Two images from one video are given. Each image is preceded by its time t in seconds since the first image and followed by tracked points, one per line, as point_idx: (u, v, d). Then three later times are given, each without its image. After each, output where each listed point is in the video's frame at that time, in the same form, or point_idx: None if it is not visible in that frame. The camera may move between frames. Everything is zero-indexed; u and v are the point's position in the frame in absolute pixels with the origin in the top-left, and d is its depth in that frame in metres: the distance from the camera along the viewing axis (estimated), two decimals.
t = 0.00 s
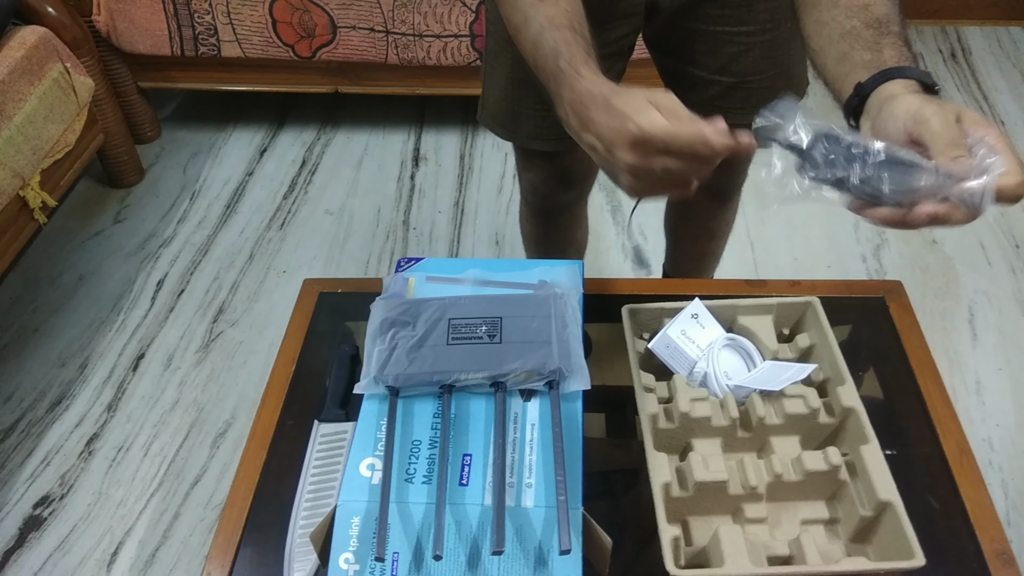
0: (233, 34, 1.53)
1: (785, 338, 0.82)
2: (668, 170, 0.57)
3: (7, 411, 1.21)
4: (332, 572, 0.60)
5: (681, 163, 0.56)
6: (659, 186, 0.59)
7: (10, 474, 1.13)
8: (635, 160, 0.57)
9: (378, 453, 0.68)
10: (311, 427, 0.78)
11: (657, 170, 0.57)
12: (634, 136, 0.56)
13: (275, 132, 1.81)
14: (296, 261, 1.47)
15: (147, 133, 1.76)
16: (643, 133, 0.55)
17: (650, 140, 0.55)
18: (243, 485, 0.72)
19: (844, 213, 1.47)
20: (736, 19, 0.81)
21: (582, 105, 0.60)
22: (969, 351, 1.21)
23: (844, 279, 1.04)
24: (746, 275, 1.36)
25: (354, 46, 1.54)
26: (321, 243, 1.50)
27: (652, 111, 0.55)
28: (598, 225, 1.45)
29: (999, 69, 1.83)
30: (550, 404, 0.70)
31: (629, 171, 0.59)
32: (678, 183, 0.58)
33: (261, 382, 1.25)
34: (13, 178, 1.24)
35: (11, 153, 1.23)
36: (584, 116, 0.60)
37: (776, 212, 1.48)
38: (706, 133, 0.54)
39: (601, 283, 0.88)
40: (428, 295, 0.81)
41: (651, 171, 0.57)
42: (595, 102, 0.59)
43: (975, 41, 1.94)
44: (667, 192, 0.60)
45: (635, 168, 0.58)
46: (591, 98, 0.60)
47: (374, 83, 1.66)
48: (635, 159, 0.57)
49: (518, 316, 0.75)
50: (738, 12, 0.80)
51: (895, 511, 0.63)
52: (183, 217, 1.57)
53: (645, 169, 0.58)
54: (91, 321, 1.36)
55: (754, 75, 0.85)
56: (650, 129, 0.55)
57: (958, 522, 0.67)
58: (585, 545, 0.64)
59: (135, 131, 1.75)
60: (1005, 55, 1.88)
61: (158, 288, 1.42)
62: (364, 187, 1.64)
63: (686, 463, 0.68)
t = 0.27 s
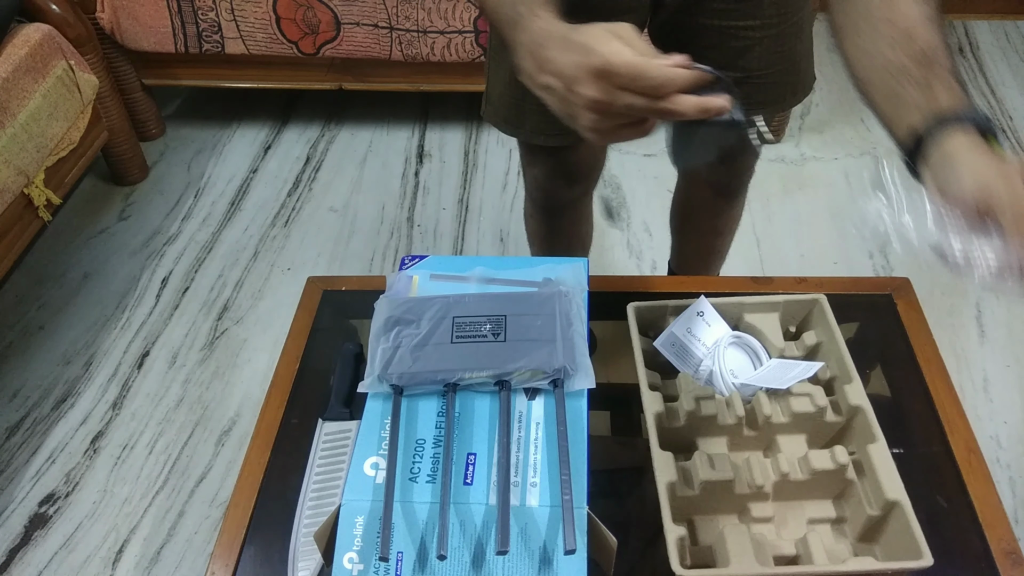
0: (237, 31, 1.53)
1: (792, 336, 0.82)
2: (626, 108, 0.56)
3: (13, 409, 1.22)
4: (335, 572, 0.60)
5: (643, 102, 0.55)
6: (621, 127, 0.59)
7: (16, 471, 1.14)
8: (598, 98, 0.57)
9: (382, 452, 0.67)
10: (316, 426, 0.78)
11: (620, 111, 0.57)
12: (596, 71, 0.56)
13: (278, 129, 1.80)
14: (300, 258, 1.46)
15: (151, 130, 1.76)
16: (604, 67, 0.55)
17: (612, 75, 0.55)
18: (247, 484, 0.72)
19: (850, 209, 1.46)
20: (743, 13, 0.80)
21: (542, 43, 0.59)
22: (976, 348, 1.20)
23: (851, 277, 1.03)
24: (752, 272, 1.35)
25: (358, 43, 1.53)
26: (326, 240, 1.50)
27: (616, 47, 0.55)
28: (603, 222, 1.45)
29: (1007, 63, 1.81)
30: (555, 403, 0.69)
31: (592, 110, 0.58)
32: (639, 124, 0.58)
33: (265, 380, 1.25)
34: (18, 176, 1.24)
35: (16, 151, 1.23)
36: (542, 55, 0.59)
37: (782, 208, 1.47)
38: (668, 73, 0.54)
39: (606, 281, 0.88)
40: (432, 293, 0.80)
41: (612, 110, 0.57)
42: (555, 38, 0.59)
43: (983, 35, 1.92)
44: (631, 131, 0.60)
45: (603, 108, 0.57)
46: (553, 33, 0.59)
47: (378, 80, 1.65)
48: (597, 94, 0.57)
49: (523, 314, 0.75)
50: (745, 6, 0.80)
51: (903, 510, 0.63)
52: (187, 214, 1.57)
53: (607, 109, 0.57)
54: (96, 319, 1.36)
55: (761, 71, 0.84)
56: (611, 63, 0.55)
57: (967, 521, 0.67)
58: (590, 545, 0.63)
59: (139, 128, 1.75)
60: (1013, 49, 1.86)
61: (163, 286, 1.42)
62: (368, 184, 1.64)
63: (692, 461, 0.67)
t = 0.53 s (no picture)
0: (236, 27, 1.52)
1: (793, 334, 0.81)
2: (575, 120, 0.55)
3: (13, 407, 1.22)
4: (335, 571, 0.60)
5: (595, 117, 0.53)
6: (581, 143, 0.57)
7: (16, 469, 1.13)
8: (556, 111, 0.55)
9: (382, 451, 0.67)
10: (315, 425, 0.77)
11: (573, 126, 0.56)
12: (550, 76, 0.54)
13: (278, 126, 1.80)
14: (300, 256, 1.46)
15: (150, 128, 1.76)
16: (556, 75, 0.54)
17: (562, 82, 0.54)
18: (246, 483, 0.72)
19: (851, 207, 1.45)
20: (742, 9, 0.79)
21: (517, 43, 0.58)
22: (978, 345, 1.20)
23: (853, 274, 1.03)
24: (753, 269, 1.35)
25: (358, 39, 1.53)
26: (325, 238, 1.50)
27: (575, 56, 0.53)
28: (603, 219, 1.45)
29: (1009, 59, 1.80)
30: (555, 401, 0.69)
31: (548, 118, 0.57)
32: (596, 140, 0.56)
33: (265, 377, 1.24)
34: (17, 174, 1.24)
35: (15, 148, 1.23)
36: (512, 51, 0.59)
37: (783, 205, 1.47)
38: (615, 92, 0.52)
39: (606, 278, 0.87)
40: (431, 291, 0.80)
41: (565, 122, 0.56)
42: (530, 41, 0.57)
43: (984, 31, 1.91)
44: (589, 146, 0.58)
45: (562, 120, 0.56)
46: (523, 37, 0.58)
47: (377, 76, 1.65)
48: (549, 98, 0.55)
49: (523, 312, 0.75)
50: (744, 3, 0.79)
51: (904, 508, 0.63)
52: (187, 212, 1.57)
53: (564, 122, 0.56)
54: (95, 317, 1.36)
55: (761, 69, 0.83)
56: (561, 72, 0.53)
57: (968, 520, 0.67)
58: (590, 543, 0.63)
59: (138, 125, 1.75)
60: (1014, 45, 1.85)
61: (163, 283, 1.42)
62: (367, 181, 1.63)
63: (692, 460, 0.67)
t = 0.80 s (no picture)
0: (234, 22, 1.52)
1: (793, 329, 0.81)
2: (550, 162, 0.61)
3: (12, 403, 1.21)
4: (335, 568, 0.60)
5: (568, 162, 0.59)
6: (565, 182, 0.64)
7: (15, 466, 1.13)
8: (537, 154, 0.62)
9: (381, 447, 0.67)
10: (314, 420, 0.77)
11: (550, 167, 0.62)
12: (530, 123, 0.61)
13: (277, 121, 1.79)
14: (299, 251, 1.46)
15: (148, 123, 1.75)
16: (534, 123, 0.60)
17: (539, 129, 0.60)
18: (245, 479, 0.72)
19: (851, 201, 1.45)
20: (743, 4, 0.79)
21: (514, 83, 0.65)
22: (978, 340, 1.20)
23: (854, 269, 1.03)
24: (753, 264, 1.34)
25: (356, 34, 1.52)
26: (325, 233, 1.50)
27: (555, 105, 0.59)
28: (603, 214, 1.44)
29: (1011, 53, 1.80)
30: (555, 397, 0.69)
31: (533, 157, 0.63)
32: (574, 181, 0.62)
33: (264, 373, 1.24)
34: (15, 169, 1.24)
35: (12, 144, 1.22)
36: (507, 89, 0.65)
37: (783, 200, 1.46)
38: (584, 143, 0.57)
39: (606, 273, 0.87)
40: (430, 287, 0.80)
41: (545, 164, 0.62)
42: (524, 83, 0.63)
43: (986, 25, 1.90)
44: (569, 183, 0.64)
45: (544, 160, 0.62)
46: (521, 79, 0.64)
47: (377, 71, 1.64)
48: (529, 142, 0.62)
49: (522, 308, 0.75)
50: None
51: (906, 505, 0.63)
52: (185, 207, 1.56)
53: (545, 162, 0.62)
54: (94, 313, 1.36)
55: (761, 63, 0.83)
56: (538, 119, 0.60)
57: (968, 515, 0.66)
58: (590, 539, 0.63)
59: (136, 121, 1.74)
60: (1016, 39, 1.84)
61: (161, 279, 1.41)
62: (366, 176, 1.63)
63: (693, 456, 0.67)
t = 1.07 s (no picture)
0: (235, 23, 1.52)
1: (795, 334, 0.81)
2: (556, 172, 0.62)
3: (12, 404, 1.21)
4: (335, 569, 0.60)
5: (572, 174, 0.60)
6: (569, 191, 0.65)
7: (15, 466, 1.13)
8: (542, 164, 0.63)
9: (382, 448, 0.67)
10: (314, 422, 0.77)
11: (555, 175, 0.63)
12: (534, 134, 0.61)
13: (277, 122, 1.79)
14: (299, 252, 1.46)
15: (149, 124, 1.75)
16: (537, 134, 0.61)
17: (543, 140, 0.61)
18: (245, 481, 0.72)
19: (851, 203, 1.45)
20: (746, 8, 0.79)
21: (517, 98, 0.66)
22: (978, 342, 1.20)
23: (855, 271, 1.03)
24: (753, 266, 1.34)
25: (357, 35, 1.52)
26: (325, 234, 1.50)
27: (556, 117, 0.60)
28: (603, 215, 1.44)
29: (1011, 55, 1.80)
30: (555, 398, 0.69)
31: (537, 167, 0.64)
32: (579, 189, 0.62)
33: (265, 374, 1.24)
34: (15, 170, 1.24)
35: (13, 145, 1.22)
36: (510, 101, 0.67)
37: (783, 202, 1.47)
38: (587, 155, 0.57)
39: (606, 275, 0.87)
40: (431, 288, 0.80)
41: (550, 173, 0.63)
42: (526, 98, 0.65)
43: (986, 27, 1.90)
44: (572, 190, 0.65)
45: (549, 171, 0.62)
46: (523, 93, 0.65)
47: (377, 72, 1.64)
48: (534, 152, 0.62)
49: (522, 309, 0.75)
50: (750, 2, 0.78)
51: (908, 513, 0.63)
52: (186, 208, 1.57)
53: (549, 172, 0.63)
54: (94, 314, 1.36)
55: (765, 68, 0.83)
56: (542, 131, 0.60)
57: (968, 517, 0.67)
58: (590, 542, 0.63)
59: (137, 122, 1.74)
60: (1016, 41, 1.84)
61: (162, 280, 1.42)
62: (367, 177, 1.63)
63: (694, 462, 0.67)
